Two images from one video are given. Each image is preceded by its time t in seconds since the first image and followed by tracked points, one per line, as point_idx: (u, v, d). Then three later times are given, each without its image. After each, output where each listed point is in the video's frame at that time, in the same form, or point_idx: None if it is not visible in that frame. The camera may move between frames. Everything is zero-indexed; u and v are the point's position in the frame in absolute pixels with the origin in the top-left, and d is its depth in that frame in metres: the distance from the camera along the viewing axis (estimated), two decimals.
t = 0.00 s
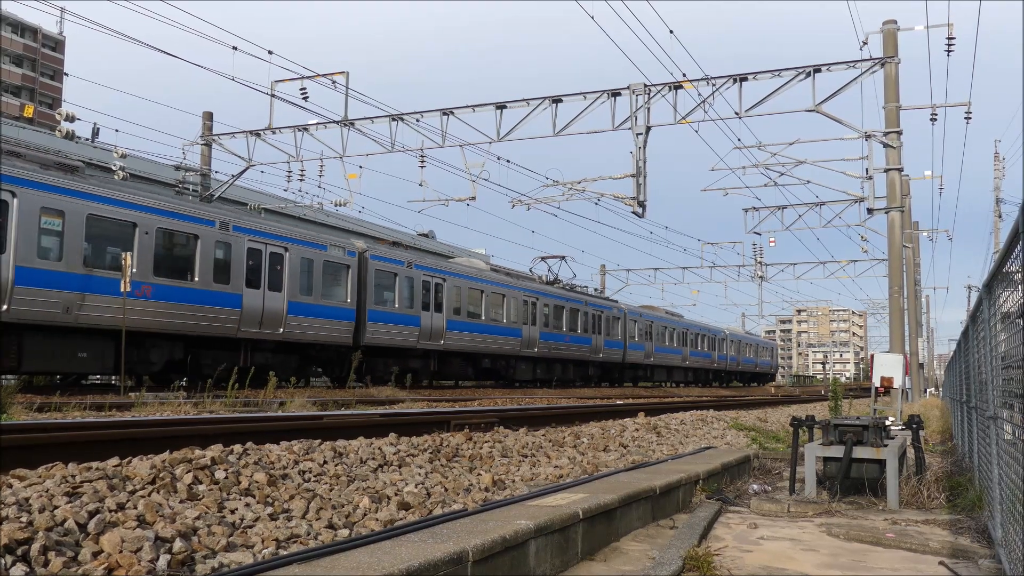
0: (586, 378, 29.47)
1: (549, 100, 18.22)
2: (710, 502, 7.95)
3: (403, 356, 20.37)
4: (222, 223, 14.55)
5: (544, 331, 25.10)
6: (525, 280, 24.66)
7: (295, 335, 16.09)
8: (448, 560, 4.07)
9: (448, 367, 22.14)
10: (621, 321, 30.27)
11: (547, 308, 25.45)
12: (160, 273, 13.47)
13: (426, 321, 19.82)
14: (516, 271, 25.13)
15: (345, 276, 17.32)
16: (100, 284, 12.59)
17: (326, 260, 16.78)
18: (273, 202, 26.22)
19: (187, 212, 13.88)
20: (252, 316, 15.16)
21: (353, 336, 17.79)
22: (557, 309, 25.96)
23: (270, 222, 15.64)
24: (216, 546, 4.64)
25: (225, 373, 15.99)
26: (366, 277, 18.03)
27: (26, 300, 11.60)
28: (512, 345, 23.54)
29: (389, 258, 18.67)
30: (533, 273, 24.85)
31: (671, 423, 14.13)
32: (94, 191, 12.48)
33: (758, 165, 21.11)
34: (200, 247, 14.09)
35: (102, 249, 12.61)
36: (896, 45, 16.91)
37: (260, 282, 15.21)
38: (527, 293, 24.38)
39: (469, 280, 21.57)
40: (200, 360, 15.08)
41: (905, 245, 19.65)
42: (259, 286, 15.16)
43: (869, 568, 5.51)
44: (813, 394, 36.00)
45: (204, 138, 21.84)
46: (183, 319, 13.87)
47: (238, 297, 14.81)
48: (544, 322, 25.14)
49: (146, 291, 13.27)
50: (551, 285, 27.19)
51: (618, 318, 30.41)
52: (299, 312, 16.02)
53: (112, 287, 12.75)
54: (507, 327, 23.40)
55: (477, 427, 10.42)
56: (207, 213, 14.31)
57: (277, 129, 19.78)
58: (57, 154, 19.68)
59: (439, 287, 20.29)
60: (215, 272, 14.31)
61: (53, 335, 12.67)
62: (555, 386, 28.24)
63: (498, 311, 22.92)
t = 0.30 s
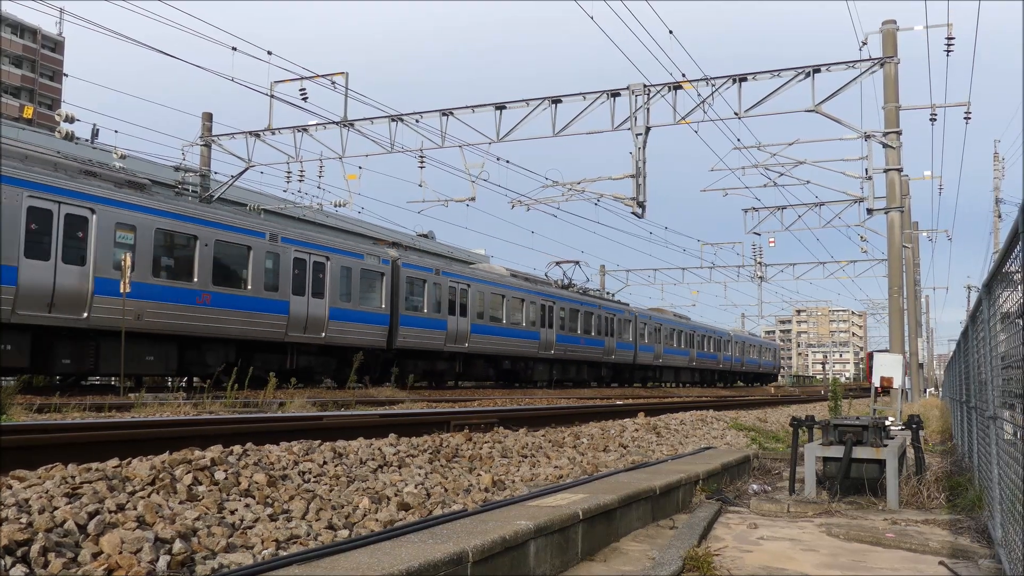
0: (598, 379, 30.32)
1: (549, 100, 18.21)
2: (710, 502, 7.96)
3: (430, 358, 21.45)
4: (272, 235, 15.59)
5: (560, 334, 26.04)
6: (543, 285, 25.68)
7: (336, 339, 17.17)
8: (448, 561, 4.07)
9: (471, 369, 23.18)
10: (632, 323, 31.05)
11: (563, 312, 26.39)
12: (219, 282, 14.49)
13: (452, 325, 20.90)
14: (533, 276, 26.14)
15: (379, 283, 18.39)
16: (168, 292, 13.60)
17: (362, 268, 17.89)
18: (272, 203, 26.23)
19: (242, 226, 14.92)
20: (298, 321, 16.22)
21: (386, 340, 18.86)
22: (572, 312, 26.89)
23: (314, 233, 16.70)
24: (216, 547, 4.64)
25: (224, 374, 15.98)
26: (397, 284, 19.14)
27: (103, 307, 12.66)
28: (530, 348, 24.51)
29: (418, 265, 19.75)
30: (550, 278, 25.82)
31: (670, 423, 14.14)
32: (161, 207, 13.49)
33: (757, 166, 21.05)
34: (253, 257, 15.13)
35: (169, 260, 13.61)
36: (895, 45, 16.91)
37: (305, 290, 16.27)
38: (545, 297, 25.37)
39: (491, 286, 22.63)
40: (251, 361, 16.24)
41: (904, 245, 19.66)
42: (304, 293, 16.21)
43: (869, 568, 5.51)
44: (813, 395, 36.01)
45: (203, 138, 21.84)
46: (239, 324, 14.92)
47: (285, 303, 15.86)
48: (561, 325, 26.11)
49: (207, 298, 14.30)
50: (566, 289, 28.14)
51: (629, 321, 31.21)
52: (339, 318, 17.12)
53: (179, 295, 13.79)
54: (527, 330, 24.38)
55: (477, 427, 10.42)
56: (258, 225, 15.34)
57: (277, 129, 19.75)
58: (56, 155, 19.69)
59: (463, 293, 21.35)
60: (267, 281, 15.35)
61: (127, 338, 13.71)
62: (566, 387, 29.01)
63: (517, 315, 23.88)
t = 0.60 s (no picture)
0: (610, 380, 31.10)
1: (548, 101, 18.21)
2: (709, 503, 7.95)
3: (454, 360, 22.50)
4: (314, 244, 16.53)
5: (575, 336, 26.90)
6: (559, 290, 26.60)
7: (371, 342, 18.11)
8: (447, 562, 4.07)
9: (491, 370, 24.12)
10: (643, 326, 31.83)
11: (578, 315, 27.28)
12: (267, 289, 15.40)
13: (476, 328, 21.88)
14: (550, 281, 27.06)
15: (409, 289, 19.38)
16: (223, 299, 14.49)
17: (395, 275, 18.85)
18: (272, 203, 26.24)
19: (287, 236, 15.84)
20: (337, 325, 17.17)
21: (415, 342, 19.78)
22: (586, 315, 27.75)
23: (350, 241, 17.64)
24: (215, 547, 4.64)
25: (223, 376, 15.96)
26: (426, 289, 20.09)
27: (167, 314, 13.52)
28: (548, 350, 25.44)
29: (445, 271, 20.75)
30: (565, 283, 26.72)
31: (670, 424, 14.15)
32: (215, 219, 14.38)
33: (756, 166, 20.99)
34: (297, 265, 16.06)
35: (223, 269, 14.49)
36: (894, 46, 16.92)
37: (343, 296, 17.19)
38: (561, 302, 26.27)
39: (511, 291, 23.53)
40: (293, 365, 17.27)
41: (903, 246, 19.67)
42: (342, 298, 17.13)
43: (868, 568, 5.52)
44: (814, 395, 36.02)
45: (203, 138, 21.84)
46: (285, 328, 15.84)
47: (324, 308, 16.76)
48: (576, 327, 27.00)
49: (257, 305, 15.20)
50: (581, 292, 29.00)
51: (639, 323, 31.99)
52: (375, 322, 18.07)
53: (233, 302, 14.70)
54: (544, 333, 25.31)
55: (477, 428, 10.43)
56: (300, 236, 16.23)
57: (276, 129, 19.73)
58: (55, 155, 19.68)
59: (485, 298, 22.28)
60: (310, 288, 16.28)
61: (183, 344, 14.66)
62: (577, 387, 29.78)
63: (535, 318, 24.76)
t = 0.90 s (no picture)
0: (620, 380, 31.91)
1: (548, 102, 18.19)
2: (709, 503, 7.95)
3: (476, 361, 23.53)
4: (349, 252, 17.55)
5: (587, 338, 27.75)
6: (572, 293, 27.44)
7: (400, 345, 19.15)
8: (447, 562, 4.07)
9: (508, 371, 25.13)
10: (651, 329, 32.58)
11: (590, 318, 28.10)
12: (308, 296, 16.39)
13: (495, 330, 22.85)
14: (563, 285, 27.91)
15: (436, 294, 20.42)
16: (270, 305, 15.47)
17: (422, 281, 19.86)
18: (272, 204, 26.25)
19: (326, 245, 16.84)
20: (370, 328, 18.20)
21: (440, 344, 20.77)
22: (597, 318, 28.56)
23: (382, 250, 18.68)
24: (216, 548, 4.64)
25: (224, 376, 15.97)
26: (450, 294, 21.09)
27: (220, 318, 14.50)
28: (563, 352, 26.38)
29: (467, 277, 21.73)
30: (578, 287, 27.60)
31: (670, 424, 14.16)
32: (261, 230, 15.35)
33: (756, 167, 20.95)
34: (334, 272, 17.06)
35: (269, 276, 15.47)
36: (894, 46, 16.92)
37: (375, 301, 18.22)
38: (575, 305, 27.16)
39: (529, 295, 24.48)
40: (331, 366, 18.43)
41: (904, 246, 19.68)
42: (375, 303, 18.14)
43: (868, 569, 5.52)
44: (814, 395, 36.05)
45: (203, 139, 21.84)
46: (324, 331, 16.85)
47: (358, 313, 17.77)
48: (589, 329, 27.85)
49: (299, 310, 16.19)
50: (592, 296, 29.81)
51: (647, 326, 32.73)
52: (404, 325, 19.09)
53: (278, 308, 15.68)
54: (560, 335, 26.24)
55: (477, 429, 10.43)
56: (338, 244, 17.26)
57: (277, 129, 19.73)
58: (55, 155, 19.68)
59: (504, 302, 23.23)
60: (346, 294, 17.30)
61: (232, 347, 15.74)
62: (588, 387, 30.64)
63: (550, 321, 25.66)
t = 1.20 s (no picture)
0: (629, 380, 32.56)
1: (547, 102, 18.19)
2: (708, 503, 7.94)
3: (494, 361, 24.32)
4: (379, 258, 18.40)
5: (599, 339, 28.48)
6: (585, 296, 28.18)
7: (426, 346, 19.96)
8: (447, 562, 4.07)
9: (526, 372, 25.88)
10: (660, 331, 33.22)
11: (601, 319, 28.80)
12: (342, 300, 17.28)
13: (513, 332, 23.62)
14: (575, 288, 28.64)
15: (458, 297, 21.26)
16: (309, 309, 16.34)
17: (446, 285, 20.68)
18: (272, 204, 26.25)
19: (358, 252, 17.73)
20: (399, 331, 19.04)
21: (462, 346, 21.57)
22: (607, 319, 29.25)
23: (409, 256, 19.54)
24: (215, 548, 4.64)
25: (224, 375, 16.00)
26: (471, 298, 21.90)
27: (265, 322, 15.40)
28: (576, 353, 27.11)
29: (486, 280, 22.53)
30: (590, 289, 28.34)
31: (669, 424, 14.17)
32: (300, 238, 16.22)
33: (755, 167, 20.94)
34: (366, 278, 17.95)
35: (308, 282, 16.34)
36: (894, 46, 16.93)
37: (404, 305, 19.08)
38: (587, 307, 27.88)
39: (544, 297, 25.26)
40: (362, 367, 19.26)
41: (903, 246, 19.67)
42: (402, 307, 18.99)
43: (867, 569, 5.53)
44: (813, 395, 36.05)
45: (202, 139, 21.84)
46: (358, 334, 17.73)
47: (388, 316, 18.62)
48: (600, 330, 28.54)
49: (334, 314, 17.06)
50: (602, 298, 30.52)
51: (656, 328, 33.37)
52: (430, 328, 19.93)
53: (315, 312, 16.54)
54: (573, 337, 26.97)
55: (476, 428, 10.43)
56: (369, 251, 18.14)
57: (276, 130, 19.74)
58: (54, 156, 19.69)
59: (522, 305, 24.04)
60: (376, 298, 18.16)
61: (275, 351, 16.54)
62: (598, 387, 31.29)
63: (564, 324, 26.41)
